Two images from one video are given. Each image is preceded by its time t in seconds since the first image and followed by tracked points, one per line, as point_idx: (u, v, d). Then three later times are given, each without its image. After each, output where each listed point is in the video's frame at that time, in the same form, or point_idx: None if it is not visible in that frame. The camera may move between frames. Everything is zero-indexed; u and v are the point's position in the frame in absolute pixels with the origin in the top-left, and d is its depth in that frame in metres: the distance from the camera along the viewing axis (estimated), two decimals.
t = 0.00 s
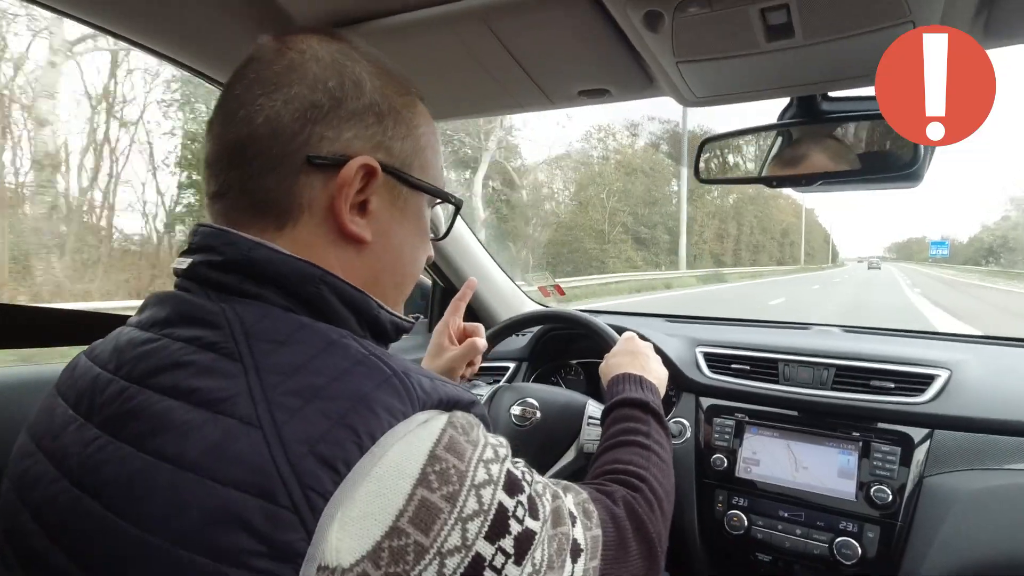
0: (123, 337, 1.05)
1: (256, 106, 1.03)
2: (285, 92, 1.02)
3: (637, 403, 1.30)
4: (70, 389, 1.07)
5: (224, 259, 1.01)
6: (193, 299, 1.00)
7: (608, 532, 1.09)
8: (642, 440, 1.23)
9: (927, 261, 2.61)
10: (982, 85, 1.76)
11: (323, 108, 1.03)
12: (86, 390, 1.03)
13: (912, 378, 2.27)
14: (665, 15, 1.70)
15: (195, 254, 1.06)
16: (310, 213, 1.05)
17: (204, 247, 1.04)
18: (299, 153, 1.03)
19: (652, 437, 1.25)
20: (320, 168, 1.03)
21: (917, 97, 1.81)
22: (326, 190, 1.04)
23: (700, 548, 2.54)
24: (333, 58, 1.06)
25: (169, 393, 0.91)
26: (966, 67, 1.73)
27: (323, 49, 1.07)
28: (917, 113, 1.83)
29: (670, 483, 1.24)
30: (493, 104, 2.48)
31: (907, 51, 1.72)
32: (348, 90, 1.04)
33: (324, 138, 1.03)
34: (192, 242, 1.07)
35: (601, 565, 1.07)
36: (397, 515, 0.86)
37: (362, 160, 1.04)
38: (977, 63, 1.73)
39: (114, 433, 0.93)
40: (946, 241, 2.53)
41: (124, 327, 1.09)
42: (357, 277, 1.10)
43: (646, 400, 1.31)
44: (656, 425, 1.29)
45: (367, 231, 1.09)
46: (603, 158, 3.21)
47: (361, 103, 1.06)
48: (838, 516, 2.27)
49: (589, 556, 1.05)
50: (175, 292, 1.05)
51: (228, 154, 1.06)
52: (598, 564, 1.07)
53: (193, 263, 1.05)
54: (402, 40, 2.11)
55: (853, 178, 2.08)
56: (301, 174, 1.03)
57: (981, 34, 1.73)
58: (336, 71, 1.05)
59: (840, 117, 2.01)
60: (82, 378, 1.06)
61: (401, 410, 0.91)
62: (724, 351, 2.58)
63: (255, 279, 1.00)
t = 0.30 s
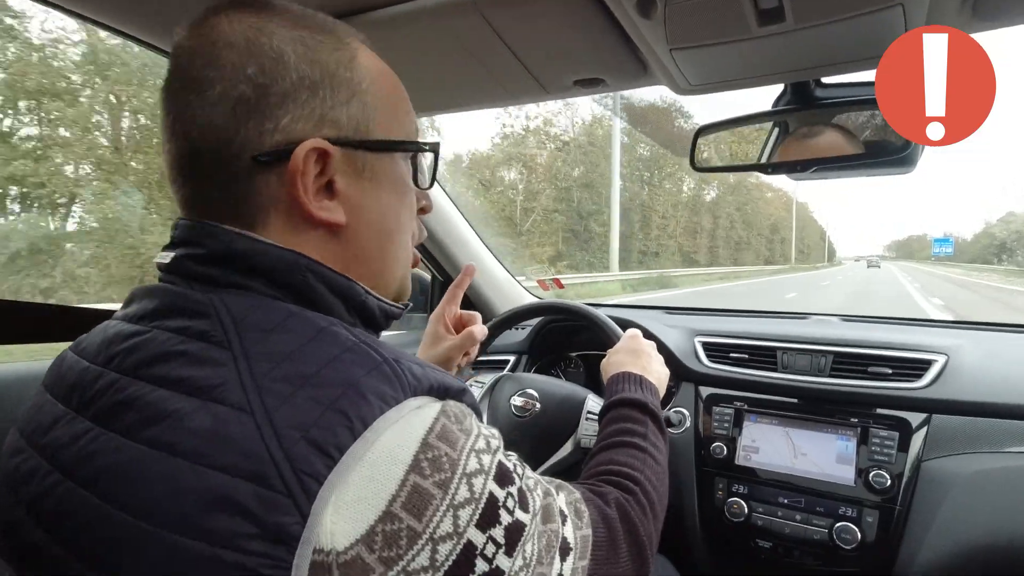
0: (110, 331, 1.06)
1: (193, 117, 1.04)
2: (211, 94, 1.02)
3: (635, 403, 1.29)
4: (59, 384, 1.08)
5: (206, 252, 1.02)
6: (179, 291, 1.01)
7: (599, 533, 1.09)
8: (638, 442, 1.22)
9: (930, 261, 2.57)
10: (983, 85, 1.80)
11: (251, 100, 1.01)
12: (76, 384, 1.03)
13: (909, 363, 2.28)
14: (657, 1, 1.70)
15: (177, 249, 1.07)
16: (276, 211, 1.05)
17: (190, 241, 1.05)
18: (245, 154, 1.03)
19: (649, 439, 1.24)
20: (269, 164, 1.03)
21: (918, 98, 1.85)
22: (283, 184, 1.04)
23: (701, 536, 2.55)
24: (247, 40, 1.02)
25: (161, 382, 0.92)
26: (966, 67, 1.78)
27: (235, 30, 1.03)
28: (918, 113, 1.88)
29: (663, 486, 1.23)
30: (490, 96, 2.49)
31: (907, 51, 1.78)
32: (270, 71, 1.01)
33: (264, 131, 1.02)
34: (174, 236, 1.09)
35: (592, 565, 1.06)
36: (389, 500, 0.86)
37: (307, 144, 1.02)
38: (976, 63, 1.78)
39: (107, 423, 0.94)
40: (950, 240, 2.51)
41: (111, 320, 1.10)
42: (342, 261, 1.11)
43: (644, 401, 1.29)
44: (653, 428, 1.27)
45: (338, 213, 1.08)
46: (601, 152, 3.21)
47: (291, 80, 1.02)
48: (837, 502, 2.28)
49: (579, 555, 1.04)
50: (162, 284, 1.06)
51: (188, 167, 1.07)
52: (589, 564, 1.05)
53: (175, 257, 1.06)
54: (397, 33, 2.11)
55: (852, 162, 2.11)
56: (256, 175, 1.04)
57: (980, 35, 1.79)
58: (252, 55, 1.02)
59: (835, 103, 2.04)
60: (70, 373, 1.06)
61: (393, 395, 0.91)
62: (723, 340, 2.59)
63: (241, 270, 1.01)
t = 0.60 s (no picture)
0: (102, 333, 1.05)
1: (153, 127, 1.03)
2: (164, 104, 1.01)
3: (638, 408, 1.26)
4: (51, 387, 1.06)
5: (192, 260, 1.00)
6: (170, 292, 0.99)
7: (600, 541, 1.06)
8: (641, 448, 1.20)
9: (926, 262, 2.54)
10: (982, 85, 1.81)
11: (205, 104, 1.00)
12: (69, 387, 1.02)
13: (914, 364, 2.26)
14: None
15: (161, 256, 1.05)
16: (247, 214, 1.04)
17: (173, 246, 1.03)
18: (207, 160, 1.01)
19: (651, 445, 1.22)
20: (232, 169, 1.02)
21: (918, 97, 1.85)
22: (250, 187, 1.02)
23: (706, 539, 2.52)
24: (193, 43, 1.00)
25: (153, 383, 0.90)
26: (965, 67, 1.79)
27: (179, 33, 1.01)
28: (917, 113, 1.87)
29: (666, 493, 1.21)
30: (490, 95, 2.48)
31: (907, 51, 1.78)
32: (219, 72, 0.99)
33: (224, 135, 1.00)
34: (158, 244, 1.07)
35: (592, 572, 1.04)
36: (387, 497, 0.84)
37: (267, 144, 1.00)
38: (976, 63, 1.79)
39: (99, 426, 0.92)
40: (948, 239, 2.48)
41: (102, 324, 1.08)
42: (320, 255, 1.10)
43: (647, 406, 1.27)
44: (656, 433, 1.25)
45: (310, 209, 1.07)
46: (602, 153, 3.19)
47: (243, 79, 1.00)
48: (844, 504, 2.25)
49: (578, 563, 1.02)
50: (151, 287, 1.04)
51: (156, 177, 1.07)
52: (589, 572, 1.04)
53: (161, 264, 1.04)
54: (398, 32, 2.09)
55: (852, 161, 2.09)
56: (221, 180, 1.02)
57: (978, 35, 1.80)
58: (200, 57, 0.99)
59: (839, 101, 2.03)
60: (62, 376, 1.05)
61: (389, 392, 0.90)
62: (725, 342, 2.57)
63: (231, 274, 0.99)
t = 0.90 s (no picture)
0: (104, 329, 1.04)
1: (208, 115, 1.04)
2: (225, 94, 1.02)
3: (634, 402, 1.26)
4: (51, 383, 1.06)
5: (204, 249, 0.99)
6: (175, 287, 0.99)
7: (599, 530, 1.06)
8: (637, 441, 1.20)
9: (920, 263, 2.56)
10: (982, 85, 1.84)
11: (263, 102, 1.01)
12: (68, 382, 1.01)
13: (908, 362, 2.27)
14: None
15: (178, 245, 1.05)
16: (276, 209, 1.04)
17: (187, 237, 1.03)
18: (251, 152, 1.02)
19: (648, 437, 1.22)
20: (273, 163, 1.02)
21: (919, 98, 1.88)
22: (286, 183, 1.02)
23: (701, 538, 2.52)
24: (265, 48, 1.03)
25: (153, 377, 0.90)
26: (965, 66, 1.81)
27: (257, 38, 1.05)
28: (918, 113, 1.89)
29: (664, 484, 1.21)
30: (487, 93, 2.48)
31: (908, 50, 1.79)
32: (284, 76, 1.01)
33: (271, 132, 1.01)
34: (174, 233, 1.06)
35: (591, 562, 1.03)
36: (384, 489, 0.84)
37: (310, 145, 1.01)
38: (975, 63, 1.82)
39: (97, 420, 0.91)
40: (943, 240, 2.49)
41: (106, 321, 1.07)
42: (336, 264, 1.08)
43: (643, 399, 1.27)
44: (653, 425, 1.25)
45: (338, 217, 1.06)
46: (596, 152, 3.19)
47: (303, 85, 1.02)
48: (839, 502, 2.26)
49: (578, 550, 1.01)
50: (159, 282, 1.04)
51: (197, 165, 1.07)
52: (587, 560, 1.03)
53: (175, 254, 1.04)
54: (393, 28, 2.09)
55: (848, 160, 2.10)
56: (258, 174, 1.02)
57: (979, 35, 1.81)
58: (269, 60, 1.02)
59: (832, 100, 2.02)
60: (63, 372, 1.04)
61: (388, 387, 0.89)
62: (721, 340, 2.58)
63: (237, 267, 0.99)
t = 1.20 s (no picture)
0: (101, 325, 1.04)
1: (210, 116, 0.99)
2: (232, 96, 0.98)
3: (630, 394, 1.27)
4: (47, 379, 1.06)
5: (206, 248, 1.00)
6: (172, 285, 0.99)
7: (599, 518, 1.07)
8: (635, 432, 1.21)
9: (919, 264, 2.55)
10: (982, 85, 1.85)
11: (275, 104, 0.98)
12: (65, 379, 1.01)
13: (901, 362, 2.29)
14: None
15: (174, 244, 1.05)
16: (291, 212, 1.03)
17: (183, 237, 1.03)
18: (266, 158, 1.00)
19: (645, 428, 1.23)
20: (290, 168, 1.01)
21: (919, 98, 1.87)
22: (304, 186, 1.02)
23: (695, 537, 2.53)
24: (266, 43, 0.99)
25: (153, 374, 0.90)
26: (965, 66, 1.82)
27: (252, 31, 0.99)
28: (918, 113, 1.89)
29: (664, 474, 1.22)
30: (483, 91, 2.48)
31: (907, 50, 1.81)
32: (294, 75, 0.99)
33: (287, 136, 1.00)
34: (168, 232, 1.06)
35: (592, 549, 1.05)
36: (387, 487, 0.85)
37: (331, 149, 1.02)
38: (975, 63, 1.83)
39: (96, 417, 0.92)
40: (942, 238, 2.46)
41: (102, 317, 1.08)
42: (348, 260, 1.10)
43: (638, 391, 1.28)
44: (650, 416, 1.26)
45: (352, 215, 1.08)
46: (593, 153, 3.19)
47: (314, 86, 1.00)
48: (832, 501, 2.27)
49: (580, 539, 1.02)
50: (157, 279, 1.04)
51: (194, 168, 1.03)
52: (589, 549, 1.04)
53: (171, 251, 1.04)
54: (389, 26, 2.09)
55: (843, 160, 2.11)
56: (273, 179, 1.01)
57: (978, 35, 1.84)
58: (274, 58, 0.98)
59: (828, 101, 2.03)
60: (59, 368, 1.04)
61: (390, 385, 0.90)
62: (716, 340, 2.59)
63: (235, 264, 0.99)
